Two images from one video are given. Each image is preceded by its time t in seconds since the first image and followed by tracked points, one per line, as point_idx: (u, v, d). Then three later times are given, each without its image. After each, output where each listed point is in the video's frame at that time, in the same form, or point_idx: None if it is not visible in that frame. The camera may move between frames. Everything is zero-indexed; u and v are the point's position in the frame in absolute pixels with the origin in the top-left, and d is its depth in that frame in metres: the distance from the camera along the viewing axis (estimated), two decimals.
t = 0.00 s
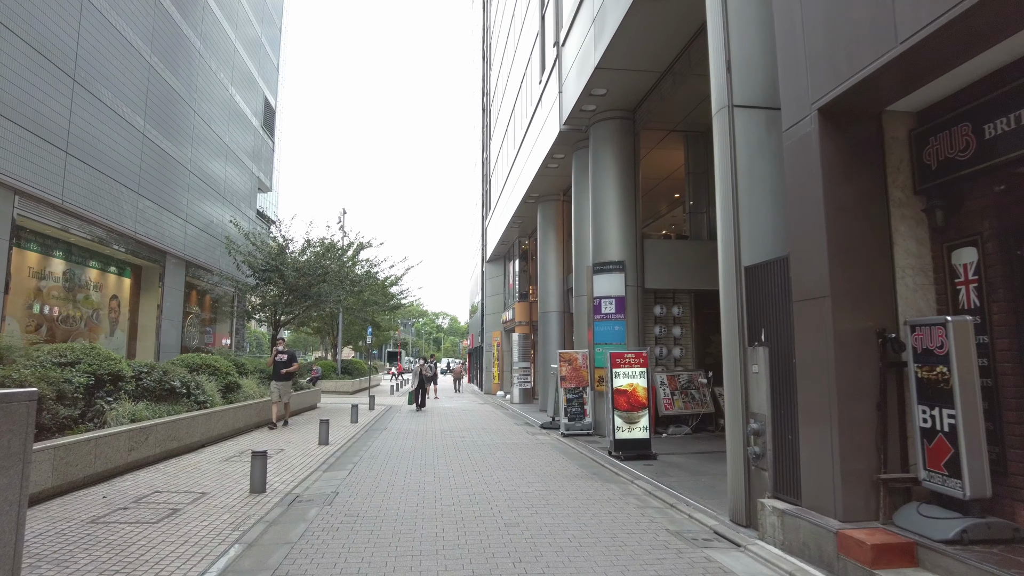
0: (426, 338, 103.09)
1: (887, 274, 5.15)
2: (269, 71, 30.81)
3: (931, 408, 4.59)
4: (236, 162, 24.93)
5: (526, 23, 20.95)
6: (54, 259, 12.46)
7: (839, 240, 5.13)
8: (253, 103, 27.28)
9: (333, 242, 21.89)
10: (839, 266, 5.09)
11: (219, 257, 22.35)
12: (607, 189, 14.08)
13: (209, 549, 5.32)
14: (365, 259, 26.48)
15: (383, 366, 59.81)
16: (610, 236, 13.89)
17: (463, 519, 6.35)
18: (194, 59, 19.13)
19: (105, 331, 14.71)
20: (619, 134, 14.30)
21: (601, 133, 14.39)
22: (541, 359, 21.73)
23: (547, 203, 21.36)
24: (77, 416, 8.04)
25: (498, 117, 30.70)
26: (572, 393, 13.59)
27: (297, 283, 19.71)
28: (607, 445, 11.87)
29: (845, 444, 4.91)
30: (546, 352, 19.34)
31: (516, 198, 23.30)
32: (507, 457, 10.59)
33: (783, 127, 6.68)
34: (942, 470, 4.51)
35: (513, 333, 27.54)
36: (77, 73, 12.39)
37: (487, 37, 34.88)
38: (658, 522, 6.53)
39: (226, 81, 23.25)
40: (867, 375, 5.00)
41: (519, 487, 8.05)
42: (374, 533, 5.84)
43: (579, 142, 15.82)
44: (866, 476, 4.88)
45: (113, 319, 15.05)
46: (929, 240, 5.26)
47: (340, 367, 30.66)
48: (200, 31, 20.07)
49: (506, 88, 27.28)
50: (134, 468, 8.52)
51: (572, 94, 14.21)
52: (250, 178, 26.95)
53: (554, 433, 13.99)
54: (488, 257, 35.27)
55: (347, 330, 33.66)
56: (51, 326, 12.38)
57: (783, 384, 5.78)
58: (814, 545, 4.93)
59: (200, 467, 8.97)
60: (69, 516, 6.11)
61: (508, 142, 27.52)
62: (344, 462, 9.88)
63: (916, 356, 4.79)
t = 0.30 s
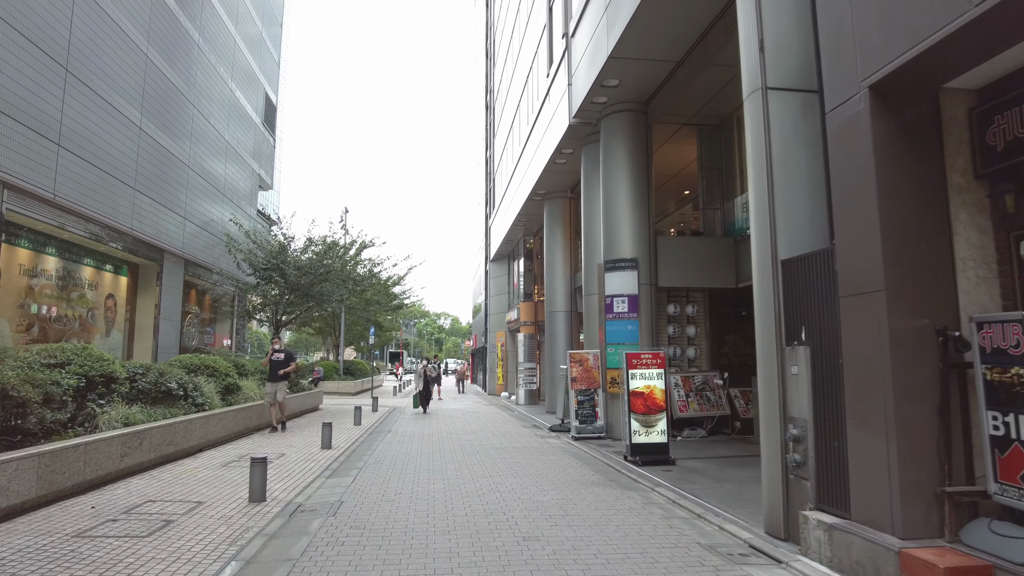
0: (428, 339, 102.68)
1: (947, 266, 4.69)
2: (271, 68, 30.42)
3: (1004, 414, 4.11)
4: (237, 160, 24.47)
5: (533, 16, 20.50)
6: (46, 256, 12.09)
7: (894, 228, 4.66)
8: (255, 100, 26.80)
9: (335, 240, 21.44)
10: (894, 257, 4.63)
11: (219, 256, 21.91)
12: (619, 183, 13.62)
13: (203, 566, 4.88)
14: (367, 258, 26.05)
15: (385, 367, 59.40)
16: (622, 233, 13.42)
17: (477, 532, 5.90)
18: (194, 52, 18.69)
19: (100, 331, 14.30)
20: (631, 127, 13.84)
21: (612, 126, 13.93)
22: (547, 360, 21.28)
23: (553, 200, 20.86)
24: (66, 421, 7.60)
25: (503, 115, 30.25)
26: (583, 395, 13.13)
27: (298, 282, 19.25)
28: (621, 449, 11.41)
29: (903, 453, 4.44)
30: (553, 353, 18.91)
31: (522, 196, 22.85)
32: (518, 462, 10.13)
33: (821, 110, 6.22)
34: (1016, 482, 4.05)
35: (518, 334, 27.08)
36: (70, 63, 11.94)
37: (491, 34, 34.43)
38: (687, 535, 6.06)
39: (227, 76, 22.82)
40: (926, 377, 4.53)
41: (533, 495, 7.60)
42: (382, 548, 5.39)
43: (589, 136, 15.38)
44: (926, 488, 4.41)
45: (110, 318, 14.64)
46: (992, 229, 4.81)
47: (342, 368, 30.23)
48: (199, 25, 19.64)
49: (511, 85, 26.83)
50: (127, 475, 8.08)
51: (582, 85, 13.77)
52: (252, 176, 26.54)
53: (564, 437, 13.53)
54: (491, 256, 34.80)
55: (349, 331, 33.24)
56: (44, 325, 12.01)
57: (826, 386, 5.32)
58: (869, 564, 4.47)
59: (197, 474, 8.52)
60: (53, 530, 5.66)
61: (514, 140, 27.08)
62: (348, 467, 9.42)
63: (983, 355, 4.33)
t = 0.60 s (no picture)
0: (429, 339, 102.28)
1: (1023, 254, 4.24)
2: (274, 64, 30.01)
3: None
4: (239, 156, 24.03)
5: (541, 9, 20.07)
6: (41, 251, 11.70)
7: (965, 212, 4.21)
8: (258, 96, 26.39)
9: (339, 238, 21.00)
10: (965, 244, 4.18)
11: (221, 254, 21.49)
12: (634, 176, 13.17)
13: None
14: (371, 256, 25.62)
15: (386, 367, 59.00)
16: (638, 227, 12.97)
17: (499, 546, 5.45)
18: (195, 45, 18.28)
19: (97, 329, 13.88)
20: (646, 118, 13.39)
21: (626, 118, 13.49)
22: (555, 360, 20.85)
23: (562, 196, 20.34)
24: (57, 423, 7.17)
25: (508, 111, 29.81)
26: (597, 396, 12.69)
27: (302, 280, 18.82)
28: (638, 452, 10.95)
29: (979, 461, 3.99)
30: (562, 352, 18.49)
31: (529, 193, 22.42)
32: (532, 466, 9.68)
33: (868, 90, 5.77)
34: None
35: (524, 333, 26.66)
36: (66, 51, 11.53)
37: (496, 31, 34.03)
38: (725, 548, 5.60)
39: (229, 71, 22.41)
40: (1003, 377, 4.08)
41: (554, 504, 7.14)
42: (397, 564, 4.95)
43: (601, 129, 14.94)
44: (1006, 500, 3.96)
45: (108, 316, 14.21)
46: None
47: (344, 368, 29.82)
48: (201, 17, 19.24)
49: (517, 81, 26.40)
50: (123, 480, 7.65)
51: (595, 76, 13.33)
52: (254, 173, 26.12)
53: (576, 439, 13.07)
54: (496, 255, 34.36)
55: (352, 330, 32.83)
56: (39, 323, 11.61)
57: (883, 386, 4.87)
58: None
59: (197, 478, 8.08)
60: (40, 542, 5.22)
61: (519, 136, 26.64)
62: (356, 472, 8.98)
63: None
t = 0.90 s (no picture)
0: (430, 338, 102.00)
1: None
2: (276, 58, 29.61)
3: None
4: (241, 151, 23.63)
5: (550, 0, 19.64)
6: (36, 245, 11.34)
7: None
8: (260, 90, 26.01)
9: (342, 234, 20.59)
10: None
11: (223, 250, 21.13)
12: (648, 169, 12.77)
13: None
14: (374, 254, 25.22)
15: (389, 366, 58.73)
16: (653, 221, 12.56)
17: (523, 557, 5.06)
18: (195, 35, 17.86)
19: (95, 326, 13.50)
20: (661, 109, 12.97)
21: (640, 108, 13.08)
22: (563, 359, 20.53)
23: (570, 192, 19.89)
24: (50, 424, 6.79)
25: (513, 106, 29.37)
26: (611, 396, 12.28)
27: (305, 277, 18.40)
28: (656, 454, 10.56)
29: None
30: (571, 352, 18.26)
31: (536, 189, 22.03)
32: (548, 469, 9.31)
33: (920, 67, 5.35)
34: None
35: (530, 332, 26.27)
36: (61, 35, 11.11)
37: (501, 26, 33.60)
38: (766, 560, 5.20)
39: (232, 63, 21.98)
40: None
41: (576, 510, 6.75)
42: None
43: (613, 121, 14.53)
44: None
45: (106, 313, 13.83)
46: None
47: (347, 366, 29.49)
48: (202, 8, 18.83)
49: (523, 76, 25.96)
50: (120, 483, 7.27)
51: (609, 65, 12.93)
52: (257, 169, 25.73)
53: (589, 440, 12.70)
54: (500, 253, 33.93)
55: (354, 328, 32.51)
56: (34, 320, 11.25)
57: (946, 385, 4.46)
58: None
59: (198, 482, 7.69)
60: (29, 553, 4.83)
61: (524, 132, 26.18)
62: (364, 475, 8.60)
63: None
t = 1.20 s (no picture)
0: (431, 338, 101.61)
1: None
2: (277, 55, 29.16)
3: None
4: (242, 149, 23.17)
5: None
6: (27, 243, 10.90)
7: None
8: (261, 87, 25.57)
9: (344, 233, 20.14)
10: None
11: (223, 249, 20.69)
12: (663, 163, 12.31)
13: None
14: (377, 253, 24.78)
15: (391, 366, 58.36)
16: (668, 216, 12.11)
17: None
18: (194, 28, 17.41)
19: (89, 328, 13.05)
20: (676, 100, 12.51)
21: (654, 100, 12.62)
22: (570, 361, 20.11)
23: (577, 189, 19.41)
24: (36, 433, 6.33)
25: (517, 103, 28.90)
26: (626, 399, 11.83)
27: (307, 276, 17.94)
28: (675, 460, 10.11)
29: None
30: (580, 353, 17.84)
31: (542, 186, 21.58)
32: (564, 476, 8.85)
33: (982, 42, 4.88)
34: None
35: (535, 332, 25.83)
36: (52, 23, 10.65)
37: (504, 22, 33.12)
38: None
39: (231, 59, 21.52)
40: None
41: (601, 524, 6.30)
42: None
43: (625, 114, 14.08)
44: None
45: (101, 314, 13.40)
46: None
47: (350, 367, 29.08)
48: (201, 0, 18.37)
49: (528, 71, 25.48)
50: (113, 495, 6.81)
51: (622, 55, 12.47)
52: (257, 167, 25.30)
53: (603, 444, 12.25)
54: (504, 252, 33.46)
55: (356, 329, 32.09)
56: (26, 321, 10.80)
57: None
58: None
59: (197, 493, 7.25)
60: None
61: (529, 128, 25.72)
62: (371, 484, 8.16)
63: None
